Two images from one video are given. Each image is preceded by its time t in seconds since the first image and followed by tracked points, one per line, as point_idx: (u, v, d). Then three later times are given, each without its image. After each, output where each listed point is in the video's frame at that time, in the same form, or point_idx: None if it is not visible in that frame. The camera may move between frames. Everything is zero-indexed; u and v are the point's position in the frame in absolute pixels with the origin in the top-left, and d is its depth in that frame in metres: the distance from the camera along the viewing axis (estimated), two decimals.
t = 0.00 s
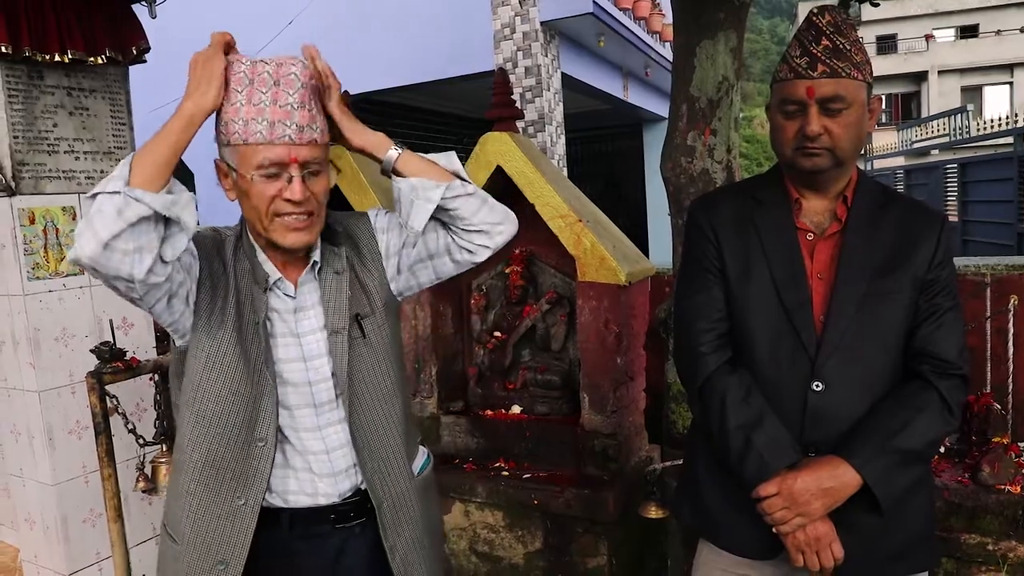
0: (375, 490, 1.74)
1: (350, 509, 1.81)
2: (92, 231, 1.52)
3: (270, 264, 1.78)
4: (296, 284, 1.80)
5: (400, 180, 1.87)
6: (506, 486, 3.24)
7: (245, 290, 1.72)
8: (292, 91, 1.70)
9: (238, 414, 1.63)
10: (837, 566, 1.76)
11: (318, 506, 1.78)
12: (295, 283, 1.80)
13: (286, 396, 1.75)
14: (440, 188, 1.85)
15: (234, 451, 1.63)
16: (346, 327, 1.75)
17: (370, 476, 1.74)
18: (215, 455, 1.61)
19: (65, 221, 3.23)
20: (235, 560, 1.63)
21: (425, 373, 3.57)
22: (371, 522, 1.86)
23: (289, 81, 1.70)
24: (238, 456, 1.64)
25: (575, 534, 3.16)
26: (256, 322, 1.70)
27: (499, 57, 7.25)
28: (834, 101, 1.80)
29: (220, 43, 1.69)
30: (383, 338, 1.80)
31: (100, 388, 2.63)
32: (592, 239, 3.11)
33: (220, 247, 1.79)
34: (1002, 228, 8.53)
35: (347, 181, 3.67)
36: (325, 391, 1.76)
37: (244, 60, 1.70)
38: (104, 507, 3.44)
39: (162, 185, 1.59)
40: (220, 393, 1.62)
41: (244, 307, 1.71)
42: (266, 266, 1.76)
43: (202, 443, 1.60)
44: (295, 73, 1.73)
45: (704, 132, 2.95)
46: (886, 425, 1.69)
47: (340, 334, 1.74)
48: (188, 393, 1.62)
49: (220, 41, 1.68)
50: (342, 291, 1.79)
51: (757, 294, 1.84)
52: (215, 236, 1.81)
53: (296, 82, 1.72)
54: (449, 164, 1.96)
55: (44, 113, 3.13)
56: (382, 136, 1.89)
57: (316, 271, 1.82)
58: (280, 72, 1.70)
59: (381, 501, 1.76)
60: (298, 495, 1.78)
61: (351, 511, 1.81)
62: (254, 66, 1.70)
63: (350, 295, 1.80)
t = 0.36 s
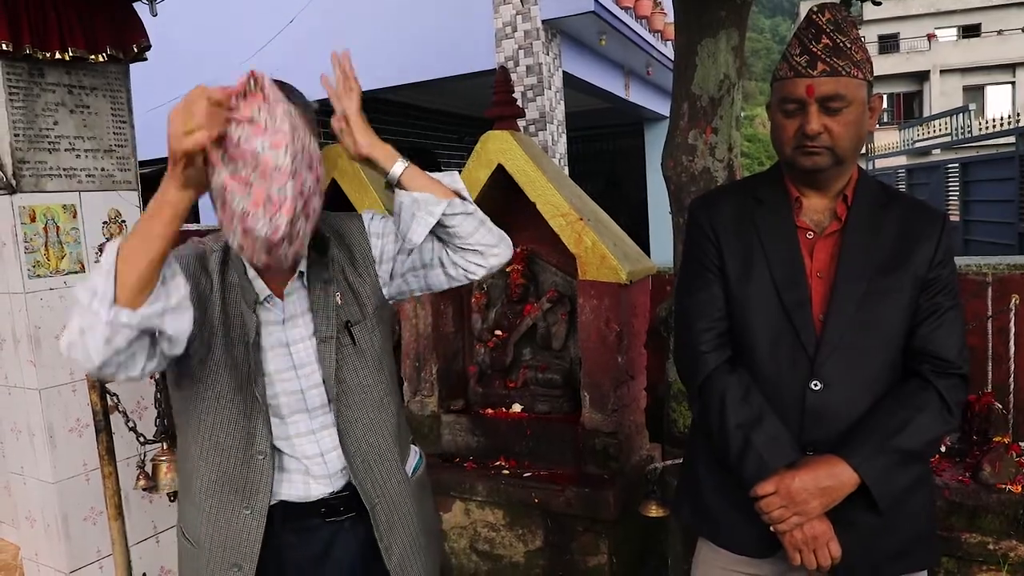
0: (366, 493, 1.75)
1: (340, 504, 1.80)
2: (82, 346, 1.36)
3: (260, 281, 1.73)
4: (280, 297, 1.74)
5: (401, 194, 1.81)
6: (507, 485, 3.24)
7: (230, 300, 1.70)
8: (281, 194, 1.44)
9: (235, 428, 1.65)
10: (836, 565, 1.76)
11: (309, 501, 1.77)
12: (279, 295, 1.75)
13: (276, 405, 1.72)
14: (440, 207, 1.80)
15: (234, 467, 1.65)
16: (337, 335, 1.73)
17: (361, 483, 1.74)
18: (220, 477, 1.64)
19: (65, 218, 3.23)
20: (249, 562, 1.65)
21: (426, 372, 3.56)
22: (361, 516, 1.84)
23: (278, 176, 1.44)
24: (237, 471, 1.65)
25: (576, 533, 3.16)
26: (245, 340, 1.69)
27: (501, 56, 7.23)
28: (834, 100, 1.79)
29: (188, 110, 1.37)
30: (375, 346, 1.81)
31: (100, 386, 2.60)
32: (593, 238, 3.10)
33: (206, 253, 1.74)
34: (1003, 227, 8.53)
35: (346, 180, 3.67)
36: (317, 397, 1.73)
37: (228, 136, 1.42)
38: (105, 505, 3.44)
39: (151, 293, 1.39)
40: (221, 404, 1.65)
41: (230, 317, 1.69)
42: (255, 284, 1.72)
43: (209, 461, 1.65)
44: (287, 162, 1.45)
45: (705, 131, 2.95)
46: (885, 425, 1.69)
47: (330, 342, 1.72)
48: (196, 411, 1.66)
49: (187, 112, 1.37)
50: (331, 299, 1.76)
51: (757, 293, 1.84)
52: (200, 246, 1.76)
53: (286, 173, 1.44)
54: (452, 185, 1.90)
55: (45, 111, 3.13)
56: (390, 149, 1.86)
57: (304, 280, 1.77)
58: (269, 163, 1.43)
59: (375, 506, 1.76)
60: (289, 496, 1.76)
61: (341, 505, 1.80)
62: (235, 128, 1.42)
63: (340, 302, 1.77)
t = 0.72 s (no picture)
0: (377, 491, 1.75)
1: (341, 500, 1.80)
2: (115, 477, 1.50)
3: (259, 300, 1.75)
4: (286, 306, 1.79)
5: (433, 264, 1.79)
6: (507, 484, 3.24)
7: (227, 314, 1.66)
8: (236, 515, 1.36)
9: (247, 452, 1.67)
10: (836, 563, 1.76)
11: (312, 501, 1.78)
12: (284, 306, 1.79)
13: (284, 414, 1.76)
14: (472, 275, 1.80)
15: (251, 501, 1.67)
16: (343, 339, 1.75)
17: (369, 482, 1.75)
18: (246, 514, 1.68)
19: (66, 218, 3.23)
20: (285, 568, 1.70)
21: (427, 371, 3.57)
22: (361, 512, 1.84)
23: (221, 502, 1.34)
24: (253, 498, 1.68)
25: (576, 532, 3.16)
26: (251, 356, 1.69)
27: (502, 56, 7.17)
28: (831, 99, 1.79)
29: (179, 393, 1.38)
30: (377, 349, 1.81)
31: (102, 385, 2.62)
32: (593, 237, 3.10)
33: (200, 274, 1.67)
34: (1003, 227, 8.53)
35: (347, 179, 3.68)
36: (321, 402, 1.78)
37: (195, 431, 1.37)
38: (106, 504, 3.45)
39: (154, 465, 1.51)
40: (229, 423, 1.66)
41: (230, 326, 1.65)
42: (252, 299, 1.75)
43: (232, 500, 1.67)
44: (249, 488, 1.37)
45: (705, 129, 2.95)
46: (884, 423, 1.69)
47: (336, 348, 1.74)
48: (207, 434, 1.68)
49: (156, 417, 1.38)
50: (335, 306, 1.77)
51: (757, 293, 1.84)
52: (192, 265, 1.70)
53: (247, 503, 1.37)
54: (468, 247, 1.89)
55: (45, 110, 3.13)
56: (411, 198, 1.79)
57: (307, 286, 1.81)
58: (230, 487, 1.35)
59: (381, 505, 1.77)
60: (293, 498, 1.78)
61: (343, 501, 1.80)
62: (248, 122, 1.58)
63: (343, 306, 1.77)
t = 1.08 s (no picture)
0: (380, 490, 1.76)
1: (343, 500, 1.82)
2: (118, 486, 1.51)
3: (264, 303, 1.76)
4: (290, 309, 1.79)
5: (442, 280, 1.80)
6: (509, 484, 3.24)
7: (229, 317, 1.65)
8: None
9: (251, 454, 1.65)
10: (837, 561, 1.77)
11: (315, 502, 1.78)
12: (288, 308, 1.79)
13: (286, 416, 1.75)
14: (476, 296, 1.83)
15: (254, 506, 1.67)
16: (350, 342, 1.75)
17: (374, 482, 1.75)
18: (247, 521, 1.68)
19: (67, 219, 3.23)
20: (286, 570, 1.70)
21: (427, 371, 3.57)
22: (362, 512, 1.85)
23: (221, 552, 1.50)
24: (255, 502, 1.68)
25: (578, 532, 3.16)
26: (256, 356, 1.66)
27: (501, 55, 7.21)
28: (829, 98, 1.79)
29: (174, 453, 1.45)
30: (379, 350, 1.82)
31: (104, 386, 2.59)
32: (593, 237, 3.10)
33: (201, 276, 1.67)
34: (1003, 224, 8.53)
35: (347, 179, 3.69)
36: (324, 404, 1.77)
37: (192, 491, 1.48)
38: (108, 505, 3.45)
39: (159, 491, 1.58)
40: (231, 425, 1.65)
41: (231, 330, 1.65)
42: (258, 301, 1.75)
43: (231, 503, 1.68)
44: (245, 552, 1.52)
45: (705, 129, 2.95)
46: (884, 421, 1.69)
47: (342, 350, 1.74)
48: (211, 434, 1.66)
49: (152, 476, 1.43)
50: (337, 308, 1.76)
51: (757, 292, 1.84)
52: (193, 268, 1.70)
53: (243, 565, 1.53)
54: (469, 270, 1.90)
55: (46, 112, 3.13)
56: (433, 211, 1.81)
57: (311, 289, 1.81)
58: (226, 552, 1.51)
59: (384, 505, 1.77)
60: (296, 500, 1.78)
61: (343, 501, 1.82)
62: (266, 123, 1.59)
63: (348, 308, 1.78)
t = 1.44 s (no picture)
0: (382, 488, 1.77)
1: (343, 500, 1.82)
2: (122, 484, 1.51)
3: (266, 301, 1.76)
4: (292, 307, 1.79)
5: (443, 280, 1.80)
6: (509, 484, 3.24)
7: (232, 317, 1.66)
8: (242, 564, 1.54)
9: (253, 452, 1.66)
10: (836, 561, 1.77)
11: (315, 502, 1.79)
12: (291, 306, 1.79)
13: (288, 414, 1.75)
14: (475, 294, 1.83)
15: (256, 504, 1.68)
16: (352, 340, 1.76)
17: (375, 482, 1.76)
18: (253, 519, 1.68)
19: (68, 220, 3.24)
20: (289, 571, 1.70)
21: (428, 372, 3.58)
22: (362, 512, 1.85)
23: (228, 541, 1.51)
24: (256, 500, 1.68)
25: (578, 532, 3.16)
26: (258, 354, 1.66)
27: (501, 56, 7.23)
28: (830, 99, 1.80)
29: (179, 443, 1.45)
30: (380, 349, 1.82)
31: (104, 388, 2.60)
32: (594, 237, 3.10)
33: (203, 275, 1.68)
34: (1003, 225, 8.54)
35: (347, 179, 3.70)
36: (326, 403, 1.78)
37: (199, 482, 1.48)
38: (108, 506, 3.45)
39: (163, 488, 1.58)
40: (234, 424, 1.65)
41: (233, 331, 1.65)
42: (261, 298, 1.76)
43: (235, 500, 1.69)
44: (253, 541, 1.54)
45: (705, 130, 2.95)
46: (884, 422, 1.69)
47: (344, 349, 1.75)
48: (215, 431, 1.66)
49: (159, 468, 1.43)
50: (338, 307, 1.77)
51: (756, 292, 1.84)
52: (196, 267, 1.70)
53: (252, 554, 1.54)
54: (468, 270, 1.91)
55: (47, 113, 3.13)
56: (434, 211, 1.82)
57: (313, 288, 1.82)
58: (235, 541, 1.52)
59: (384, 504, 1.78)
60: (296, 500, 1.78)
61: (343, 501, 1.82)
62: (272, 120, 1.60)
63: (349, 307, 1.78)
